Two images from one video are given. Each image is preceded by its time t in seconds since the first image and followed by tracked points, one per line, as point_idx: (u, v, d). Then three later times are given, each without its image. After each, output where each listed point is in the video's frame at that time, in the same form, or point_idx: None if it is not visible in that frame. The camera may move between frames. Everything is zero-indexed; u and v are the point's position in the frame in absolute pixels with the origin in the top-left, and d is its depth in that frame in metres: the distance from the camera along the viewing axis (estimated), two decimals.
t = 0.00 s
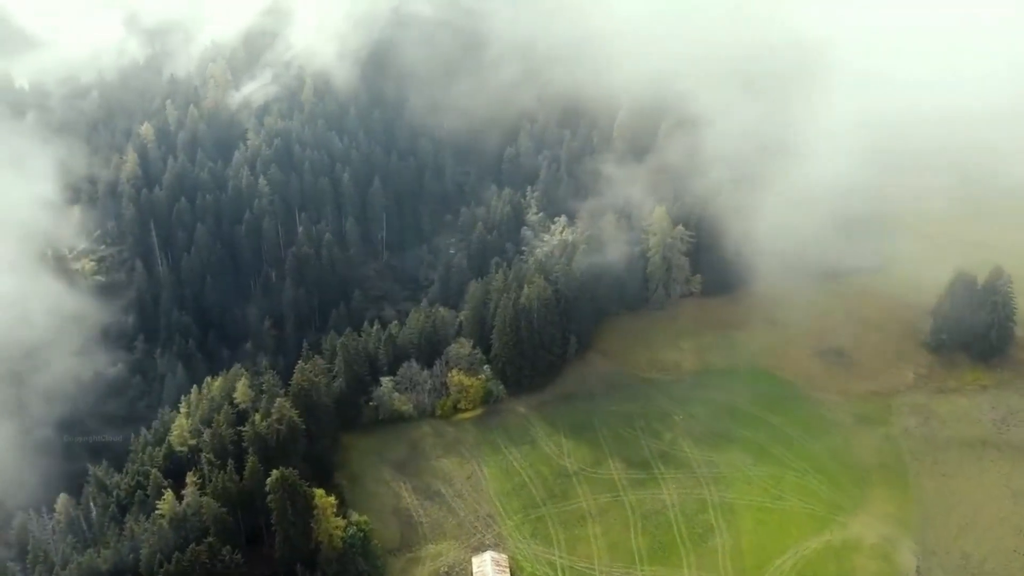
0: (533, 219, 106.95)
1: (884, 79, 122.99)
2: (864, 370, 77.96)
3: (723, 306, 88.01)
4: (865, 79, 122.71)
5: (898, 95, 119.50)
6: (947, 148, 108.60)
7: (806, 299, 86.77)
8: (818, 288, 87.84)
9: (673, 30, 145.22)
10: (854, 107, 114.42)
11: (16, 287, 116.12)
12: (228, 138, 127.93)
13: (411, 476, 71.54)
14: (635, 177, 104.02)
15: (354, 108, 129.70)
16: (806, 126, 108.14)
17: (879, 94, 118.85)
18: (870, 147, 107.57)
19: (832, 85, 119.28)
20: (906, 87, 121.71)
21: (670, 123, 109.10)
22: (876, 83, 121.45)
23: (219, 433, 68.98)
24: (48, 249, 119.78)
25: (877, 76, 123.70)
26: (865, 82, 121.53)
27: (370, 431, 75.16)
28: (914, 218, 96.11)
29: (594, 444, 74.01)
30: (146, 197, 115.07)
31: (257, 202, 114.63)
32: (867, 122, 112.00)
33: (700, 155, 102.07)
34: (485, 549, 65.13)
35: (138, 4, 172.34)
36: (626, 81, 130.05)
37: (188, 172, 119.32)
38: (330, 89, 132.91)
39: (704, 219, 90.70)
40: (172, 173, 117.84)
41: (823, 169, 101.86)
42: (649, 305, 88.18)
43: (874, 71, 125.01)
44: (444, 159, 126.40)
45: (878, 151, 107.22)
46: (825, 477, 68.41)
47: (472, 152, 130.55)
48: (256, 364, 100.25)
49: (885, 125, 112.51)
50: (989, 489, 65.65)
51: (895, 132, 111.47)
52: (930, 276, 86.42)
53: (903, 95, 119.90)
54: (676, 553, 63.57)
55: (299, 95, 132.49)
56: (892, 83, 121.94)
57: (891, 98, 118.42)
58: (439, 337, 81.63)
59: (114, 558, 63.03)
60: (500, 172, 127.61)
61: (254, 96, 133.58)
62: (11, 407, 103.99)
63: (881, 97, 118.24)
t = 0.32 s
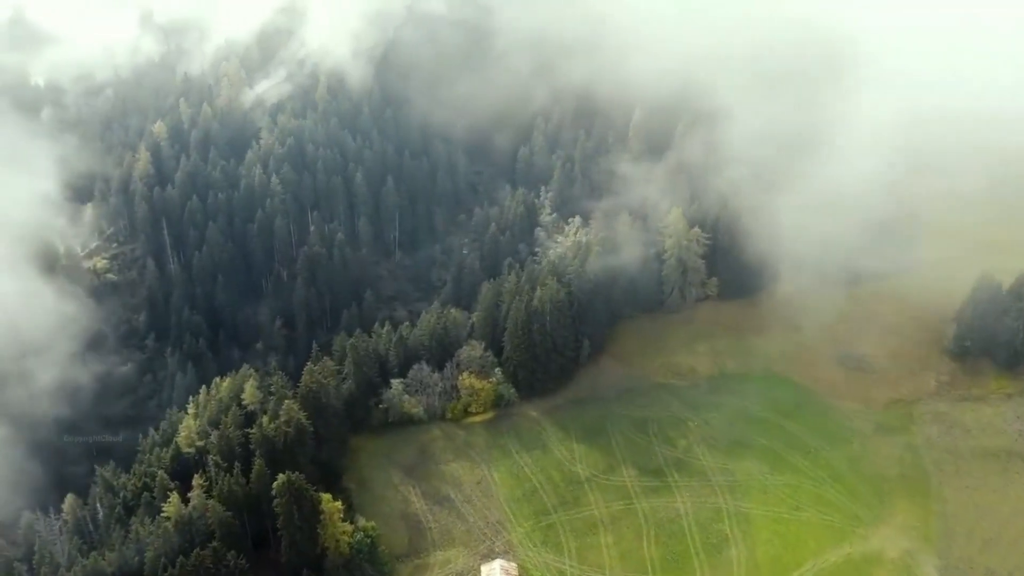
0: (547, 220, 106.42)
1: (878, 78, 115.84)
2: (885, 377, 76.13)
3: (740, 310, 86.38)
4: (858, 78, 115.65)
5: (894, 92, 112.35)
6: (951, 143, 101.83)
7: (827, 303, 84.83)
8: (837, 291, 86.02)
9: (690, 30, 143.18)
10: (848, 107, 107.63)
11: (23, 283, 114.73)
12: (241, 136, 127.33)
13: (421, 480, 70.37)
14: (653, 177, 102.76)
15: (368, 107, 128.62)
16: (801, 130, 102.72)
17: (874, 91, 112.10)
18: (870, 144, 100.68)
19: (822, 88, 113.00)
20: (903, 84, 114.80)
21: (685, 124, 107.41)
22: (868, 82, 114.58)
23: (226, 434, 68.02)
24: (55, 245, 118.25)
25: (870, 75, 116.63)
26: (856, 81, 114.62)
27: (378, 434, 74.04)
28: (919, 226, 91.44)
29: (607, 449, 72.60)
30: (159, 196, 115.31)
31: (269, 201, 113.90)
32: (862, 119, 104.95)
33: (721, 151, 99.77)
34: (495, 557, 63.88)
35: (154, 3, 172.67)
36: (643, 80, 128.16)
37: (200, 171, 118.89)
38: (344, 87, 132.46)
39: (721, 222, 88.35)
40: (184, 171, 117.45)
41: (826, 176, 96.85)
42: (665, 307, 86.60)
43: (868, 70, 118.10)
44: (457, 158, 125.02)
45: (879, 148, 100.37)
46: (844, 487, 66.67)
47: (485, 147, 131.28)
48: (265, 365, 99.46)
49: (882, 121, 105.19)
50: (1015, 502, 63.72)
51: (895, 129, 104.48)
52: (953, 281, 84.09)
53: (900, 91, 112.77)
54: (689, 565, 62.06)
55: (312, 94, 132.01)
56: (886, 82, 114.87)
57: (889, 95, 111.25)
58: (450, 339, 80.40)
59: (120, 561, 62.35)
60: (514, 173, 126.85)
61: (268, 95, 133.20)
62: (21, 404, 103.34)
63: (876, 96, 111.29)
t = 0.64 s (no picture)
0: (562, 221, 105.37)
1: (863, 80, 111.81)
2: (907, 385, 74.19)
3: (758, 314, 84.50)
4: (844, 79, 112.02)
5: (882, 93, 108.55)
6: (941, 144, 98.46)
7: (847, 308, 83.02)
8: (855, 294, 84.39)
9: (707, 31, 142.12)
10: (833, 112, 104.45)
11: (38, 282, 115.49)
12: (254, 133, 126.57)
13: (430, 485, 69.19)
14: (669, 178, 101.42)
15: (381, 105, 127.67)
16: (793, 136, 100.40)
17: (872, 90, 108.22)
18: (859, 150, 97.50)
19: (805, 90, 109.47)
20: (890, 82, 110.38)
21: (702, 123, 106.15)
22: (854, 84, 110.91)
23: (234, 436, 67.04)
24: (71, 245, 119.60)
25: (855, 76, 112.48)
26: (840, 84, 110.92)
27: (388, 437, 72.94)
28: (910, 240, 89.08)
29: (620, 456, 71.12)
30: (171, 195, 114.73)
31: (281, 199, 113.15)
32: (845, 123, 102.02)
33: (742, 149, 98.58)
34: (505, 565, 62.57)
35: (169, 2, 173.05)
36: (660, 80, 126.25)
37: (213, 169, 118.28)
38: (358, 86, 131.81)
39: (739, 224, 86.70)
40: (196, 169, 116.84)
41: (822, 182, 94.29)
42: (681, 310, 84.53)
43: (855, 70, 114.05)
44: (472, 158, 123.89)
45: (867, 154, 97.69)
46: (864, 498, 64.87)
47: (498, 147, 129.33)
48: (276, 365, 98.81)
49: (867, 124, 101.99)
50: None
51: (883, 130, 100.78)
52: (978, 284, 81.57)
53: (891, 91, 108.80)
54: None
55: (326, 92, 131.42)
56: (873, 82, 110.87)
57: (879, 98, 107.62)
58: (462, 341, 79.22)
59: (125, 565, 61.58)
60: (529, 173, 125.40)
61: (282, 92, 132.62)
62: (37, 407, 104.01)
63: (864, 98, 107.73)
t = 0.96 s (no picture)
0: (576, 223, 104.29)
1: (871, 75, 109.75)
2: (929, 393, 72.30)
3: (776, 319, 82.70)
4: (833, 80, 110.06)
5: (874, 91, 106.41)
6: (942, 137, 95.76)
7: (867, 314, 81.13)
8: (874, 299, 82.54)
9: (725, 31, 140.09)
10: (827, 109, 102.47)
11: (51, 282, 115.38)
12: (268, 132, 125.82)
13: (439, 489, 68.03)
14: (686, 180, 100.13)
15: (395, 105, 126.62)
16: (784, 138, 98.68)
17: (887, 88, 106.55)
18: (876, 147, 95.48)
19: (800, 91, 107.63)
20: (883, 80, 108.20)
21: (719, 124, 104.99)
22: (845, 82, 108.89)
23: (241, 439, 66.01)
24: (82, 242, 118.29)
25: (846, 75, 110.55)
26: (830, 83, 109.13)
27: (397, 441, 71.76)
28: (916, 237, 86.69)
29: (633, 462, 69.68)
30: (184, 194, 114.43)
31: (293, 199, 112.48)
32: (838, 120, 99.93)
33: (752, 154, 98.16)
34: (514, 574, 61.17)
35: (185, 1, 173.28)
36: (676, 81, 124.71)
37: (225, 167, 117.66)
38: (373, 85, 130.77)
39: (758, 228, 84.76)
40: (209, 168, 116.29)
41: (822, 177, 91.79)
42: (696, 314, 82.91)
43: (845, 71, 112.09)
44: (485, 158, 122.37)
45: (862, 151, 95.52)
46: (885, 510, 62.97)
47: (512, 148, 127.45)
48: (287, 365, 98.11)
49: (861, 121, 99.79)
50: None
51: (876, 127, 98.55)
52: (1004, 288, 79.27)
53: (882, 89, 106.57)
54: None
55: (340, 91, 130.53)
56: (864, 80, 108.74)
57: (870, 95, 105.65)
58: (473, 344, 78.16)
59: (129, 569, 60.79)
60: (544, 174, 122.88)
61: (295, 91, 131.96)
62: (47, 409, 104.99)
63: (856, 97, 105.67)
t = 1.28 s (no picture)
0: (590, 225, 103.39)
1: (875, 70, 109.45)
2: (952, 402, 70.47)
3: (794, 324, 80.91)
4: (832, 81, 109.62)
5: (874, 87, 105.46)
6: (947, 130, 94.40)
7: (887, 320, 79.32)
8: (893, 305, 80.68)
9: (745, 27, 137.70)
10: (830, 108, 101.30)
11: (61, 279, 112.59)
12: (281, 131, 125.29)
13: (449, 495, 66.81)
14: (702, 183, 98.86)
15: (408, 104, 125.61)
16: (789, 142, 97.81)
17: (893, 81, 106.16)
18: (885, 142, 94.80)
19: (805, 94, 107.72)
20: (882, 79, 107.43)
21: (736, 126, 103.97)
22: (844, 82, 108.37)
23: (249, 442, 65.04)
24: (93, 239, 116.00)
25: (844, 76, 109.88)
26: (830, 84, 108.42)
27: (407, 444, 70.68)
28: (931, 237, 85.10)
29: (646, 470, 68.22)
30: (196, 191, 113.94)
31: (306, 198, 111.79)
32: (841, 118, 98.68)
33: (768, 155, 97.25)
34: None
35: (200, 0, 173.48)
36: (691, 80, 123.19)
37: (238, 166, 117.20)
38: (387, 84, 129.57)
39: (775, 230, 82.92)
40: (221, 167, 115.93)
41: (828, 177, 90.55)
42: (713, 319, 81.25)
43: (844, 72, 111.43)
44: (499, 158, 121.45)
45: (869, 149, 94.05)
46: (907, 523, 61.16)
47: (527, 150, 126.20)
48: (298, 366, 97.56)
49: (864, 117, 98.46)
50: None
51: (879, 123, 97.28)
52: None
53: (883, 86, 105.54)
54: None
55: (353, 90, 129.59)
56: (862, 80, 108.11)
57: (871, 92, 104.61)
58: (484, 347, 77.14)
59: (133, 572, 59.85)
60: (558, 174, 121.41)
61: (309, 90, 131.37)
62: (58, 405, 104.35)
63: (857, 95, 104.65)
